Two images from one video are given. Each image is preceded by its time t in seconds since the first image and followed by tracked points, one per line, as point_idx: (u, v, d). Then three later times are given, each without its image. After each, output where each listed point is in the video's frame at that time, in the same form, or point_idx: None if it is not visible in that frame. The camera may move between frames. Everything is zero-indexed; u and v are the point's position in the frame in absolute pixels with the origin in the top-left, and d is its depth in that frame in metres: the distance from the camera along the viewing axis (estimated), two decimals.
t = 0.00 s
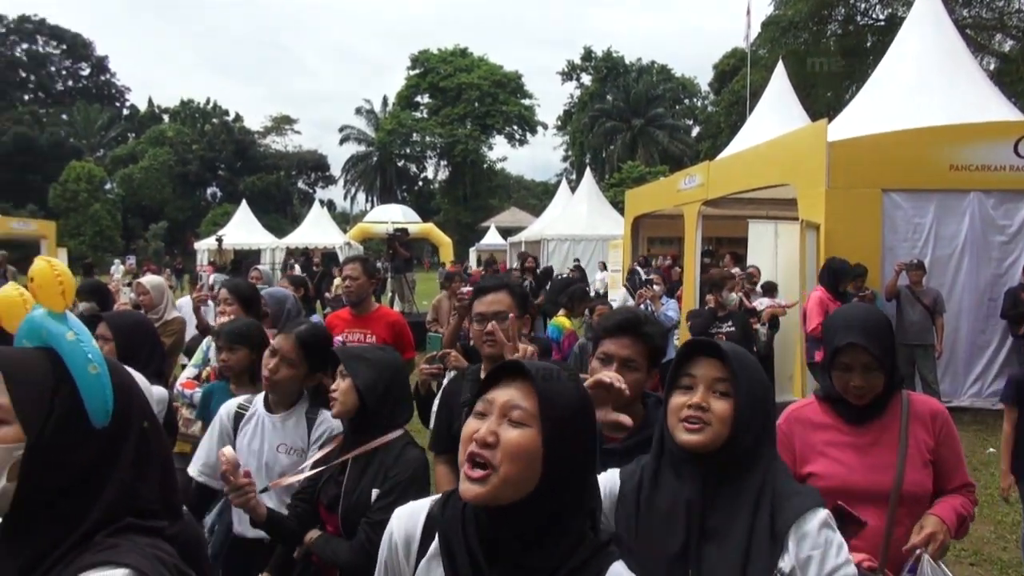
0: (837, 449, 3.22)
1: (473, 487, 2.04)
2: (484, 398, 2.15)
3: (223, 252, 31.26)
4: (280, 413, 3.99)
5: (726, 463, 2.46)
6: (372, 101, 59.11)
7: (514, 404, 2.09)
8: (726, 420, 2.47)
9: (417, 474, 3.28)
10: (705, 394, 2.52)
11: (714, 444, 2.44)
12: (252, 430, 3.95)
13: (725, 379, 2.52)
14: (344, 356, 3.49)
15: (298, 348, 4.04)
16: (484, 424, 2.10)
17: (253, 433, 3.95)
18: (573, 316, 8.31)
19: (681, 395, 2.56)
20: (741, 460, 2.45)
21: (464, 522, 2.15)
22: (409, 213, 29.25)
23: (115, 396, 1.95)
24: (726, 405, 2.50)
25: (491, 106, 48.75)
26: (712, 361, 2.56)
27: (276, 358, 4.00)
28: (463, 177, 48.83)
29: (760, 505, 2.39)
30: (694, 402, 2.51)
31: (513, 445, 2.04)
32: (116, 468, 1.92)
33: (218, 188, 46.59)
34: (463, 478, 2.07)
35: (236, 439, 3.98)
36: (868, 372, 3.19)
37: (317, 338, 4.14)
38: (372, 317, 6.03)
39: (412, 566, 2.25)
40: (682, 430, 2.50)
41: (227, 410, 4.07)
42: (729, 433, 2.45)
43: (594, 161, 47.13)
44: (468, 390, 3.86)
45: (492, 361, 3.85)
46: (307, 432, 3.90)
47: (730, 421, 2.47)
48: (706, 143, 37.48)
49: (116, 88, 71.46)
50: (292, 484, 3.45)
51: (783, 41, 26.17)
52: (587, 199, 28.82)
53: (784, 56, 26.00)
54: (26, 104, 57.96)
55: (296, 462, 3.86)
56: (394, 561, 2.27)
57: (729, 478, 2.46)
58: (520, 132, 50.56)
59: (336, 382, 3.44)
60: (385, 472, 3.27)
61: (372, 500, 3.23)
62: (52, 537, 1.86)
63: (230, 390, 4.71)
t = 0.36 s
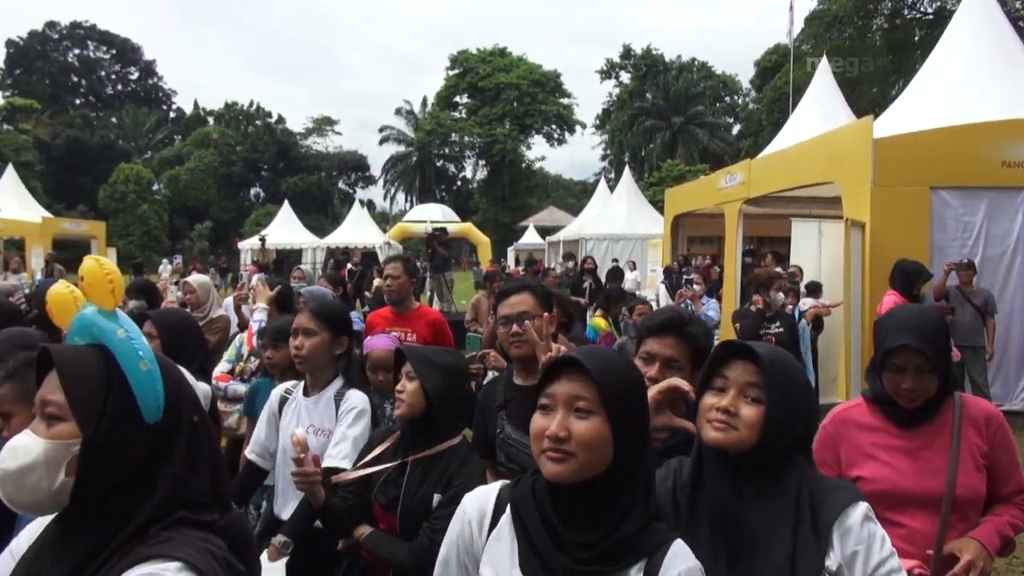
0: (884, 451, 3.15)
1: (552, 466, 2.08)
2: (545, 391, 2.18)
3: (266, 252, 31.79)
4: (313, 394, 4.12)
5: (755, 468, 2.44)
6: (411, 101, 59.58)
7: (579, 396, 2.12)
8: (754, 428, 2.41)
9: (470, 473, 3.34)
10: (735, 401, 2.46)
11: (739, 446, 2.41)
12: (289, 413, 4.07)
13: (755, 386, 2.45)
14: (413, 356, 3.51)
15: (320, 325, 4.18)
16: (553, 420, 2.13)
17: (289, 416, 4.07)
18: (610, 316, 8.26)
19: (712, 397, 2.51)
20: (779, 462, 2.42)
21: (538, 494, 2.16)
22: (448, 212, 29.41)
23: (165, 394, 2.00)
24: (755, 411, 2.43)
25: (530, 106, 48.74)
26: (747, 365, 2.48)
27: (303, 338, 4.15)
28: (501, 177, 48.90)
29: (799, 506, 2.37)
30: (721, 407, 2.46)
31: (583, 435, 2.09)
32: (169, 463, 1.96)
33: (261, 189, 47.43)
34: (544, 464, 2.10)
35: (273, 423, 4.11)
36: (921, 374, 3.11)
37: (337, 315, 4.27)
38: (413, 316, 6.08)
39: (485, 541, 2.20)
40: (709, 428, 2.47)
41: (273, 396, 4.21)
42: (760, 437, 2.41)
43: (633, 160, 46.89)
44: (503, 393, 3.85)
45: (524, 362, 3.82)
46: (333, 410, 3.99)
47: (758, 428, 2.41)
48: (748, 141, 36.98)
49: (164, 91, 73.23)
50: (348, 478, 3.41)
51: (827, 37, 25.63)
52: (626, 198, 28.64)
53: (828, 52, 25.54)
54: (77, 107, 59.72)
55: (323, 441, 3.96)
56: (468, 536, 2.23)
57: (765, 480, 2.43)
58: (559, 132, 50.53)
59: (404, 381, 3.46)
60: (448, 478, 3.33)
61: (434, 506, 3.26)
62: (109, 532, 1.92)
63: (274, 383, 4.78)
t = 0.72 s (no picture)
0: (962, 458, 3.04)
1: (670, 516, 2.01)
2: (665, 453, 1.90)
3: (325, 252, 32.39)
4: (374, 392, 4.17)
5: (854, 481, 2.39)
6: (466, 102, 59.99)
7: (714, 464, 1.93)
8: (853, 441, 2.34)
9: (528, 465, 3.40)
10: (831, 413, 2.38)
11: (838, 465, 2.35)
12: (348, 410, 4.18)
13: (852, 397, 2.37)
14: (490, 358, 3.55)
15: (380, 323, 4.25)
16: (679, 486, 1.94)
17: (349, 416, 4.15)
18: (665, 317, 8.13)
19: (806, 408, 2.44)
20: (875, 477, 2.37)
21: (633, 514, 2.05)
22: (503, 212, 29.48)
23: (241, 393, 2.05)
24: (853, 425, 2.36)
25: (585, 105, 48.56)
26: (839, 374, 2.40)
27: (364, 335, 4.23)
28: (556, 177, 48.80)
29: (897, 523, 2.31)
30: (819, 419, 2.39)
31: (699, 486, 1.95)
32: (245, 462, 2.02)
33: (320, 191, 48.33)
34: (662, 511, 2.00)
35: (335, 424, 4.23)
36: (1000, 372, 2.99)
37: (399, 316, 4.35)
38: (470, 316, 6.11)
39: (559, 537, 2.13)
40: (802, 448, 2.41)
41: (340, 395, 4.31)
42: (857, 453, 2.34)
43: (690, 158, 46.32)
44: (559, 393, 3.86)
45: (581, 365, 3.80)
46: (386, 410, 4.03)
47: (857, 442, 2.34)
48: (808, 139, 36.12)
49: (227, 96, 75.31)
50: (411, 473, 3.41)
51: (893, 30, 25.06)
52: (683, 198, 28.27)
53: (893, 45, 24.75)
54: (145, 113, 61.87)
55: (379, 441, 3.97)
56: (544, 534, 2.14)
57: (863, 499, 2.38)
58: (614, 131, 50.26)
59: (473, 382, 3.50)
60: (509, 477, 3.35)
61: (498, 503, 3.29)
62: (190, 524, 1.96)
63: (336, 382, 4.85)
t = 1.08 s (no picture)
0: None
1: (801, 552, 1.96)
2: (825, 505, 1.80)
3: (392, 252, 32.93)
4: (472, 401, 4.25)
5: None
6: (531, 102, 60.06)
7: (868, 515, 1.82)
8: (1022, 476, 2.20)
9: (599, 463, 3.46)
10: (1006, 438, 2.22)
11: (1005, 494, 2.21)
12: (442, 415, 4.19)
13: None
14: (538, 350, 3.58)
15: (487, 336, 4.34)
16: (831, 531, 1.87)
17: (443, 421, 4.17)
18: (734, 317, 7.94)
19: (976, 426, 2.28)
20: None
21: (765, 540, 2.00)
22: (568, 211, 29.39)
23: (313, 386, 2.09)
24: None
25: (651, 102, 47.97)
26: (1018, 396, 2.23)
27: (470, 346, 4.29)
28: (622, 175, 48.36)
29: None
30: (990, 443, 2.23)
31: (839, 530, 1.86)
32: (315, 454, 2.06)
33: (388, 191, 49.10)
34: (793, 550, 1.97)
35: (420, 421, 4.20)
36: None
37: (498, 327, 4.45)
38: (538, 315, 6.11)
39: (659, 553, 2.05)
40: (966, 469, 2.28)
41: (417, 398, 4.28)
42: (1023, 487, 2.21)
43: (760, 155, 45.26)
44: (639, 389, 3.82)
45: (664, 362, 3.79)
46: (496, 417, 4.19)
47: None
48: (885, 133, 34.84)
49: (299, 100, 77.27)
50: (470, 476, 3.44)
51: (978, 17, 23.44)
52: (753, 196, 27.65)
53: (978, 33, 23.61)
54: (222, 118, 64.08)
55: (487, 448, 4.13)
56: (644, 548, 2.06)
57: None
58: (681, 128, 49.56)
59: (521, 375, 3.54)
60: (573, 464, 3.43)
61: (565, 493, 3.37)
62: (266, 515, 2.01)
63: (405, 380, 4.91)
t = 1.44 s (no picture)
0: None
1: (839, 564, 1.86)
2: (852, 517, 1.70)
3: (447, 251, 33.20)
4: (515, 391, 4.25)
5: None
6: (585, 101, 59.84)
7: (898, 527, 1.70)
8: None
9: (660, 463, 3.40)
10: None
11: None
12: (486, 404, 4.22)
13: None
14: (575, 350, 3.54)
15: (528, 322, 4.42)
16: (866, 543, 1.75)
17: (486, 407, 4.21)
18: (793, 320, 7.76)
19: None
20: None
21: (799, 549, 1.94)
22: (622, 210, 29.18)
23: (385, 386, 2.13)
24: None
25: (707, 100, 47.26)
26: None
27: (511, 333, 4.38)
28: (677, 173, 47.77)
29: None
30: None
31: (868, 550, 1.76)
32: (387, 450, 2.09)
33: (442, 191, 49.41)
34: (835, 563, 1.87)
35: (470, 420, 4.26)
36: None
37: (541, 317, 4.53)
38: (595, 314, 6.09)
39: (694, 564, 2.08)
40: None
41: (462, 386, 4.39)
42: None
43: (820, 152, 44.17)
44: (716, 385, 3.88)
45: (751, 362, 3.79)
46: (537, 411, 4.11)
47: None
48: (952, 128, 33.59)
49: (356, 102, 78.56)
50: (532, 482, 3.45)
51: None
52: (812, 194, 27.02)
53: None
54: (281, 119, 65.61)
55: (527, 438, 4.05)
56: (685, 555, 2.08)
57: None
58: (738, 125, 48.70)
59: (567, 379, 3.51)
60: (630, 462, 3.38)
61: (621, 494, 3.33)
62: (337, 512, 2.04)
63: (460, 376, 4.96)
